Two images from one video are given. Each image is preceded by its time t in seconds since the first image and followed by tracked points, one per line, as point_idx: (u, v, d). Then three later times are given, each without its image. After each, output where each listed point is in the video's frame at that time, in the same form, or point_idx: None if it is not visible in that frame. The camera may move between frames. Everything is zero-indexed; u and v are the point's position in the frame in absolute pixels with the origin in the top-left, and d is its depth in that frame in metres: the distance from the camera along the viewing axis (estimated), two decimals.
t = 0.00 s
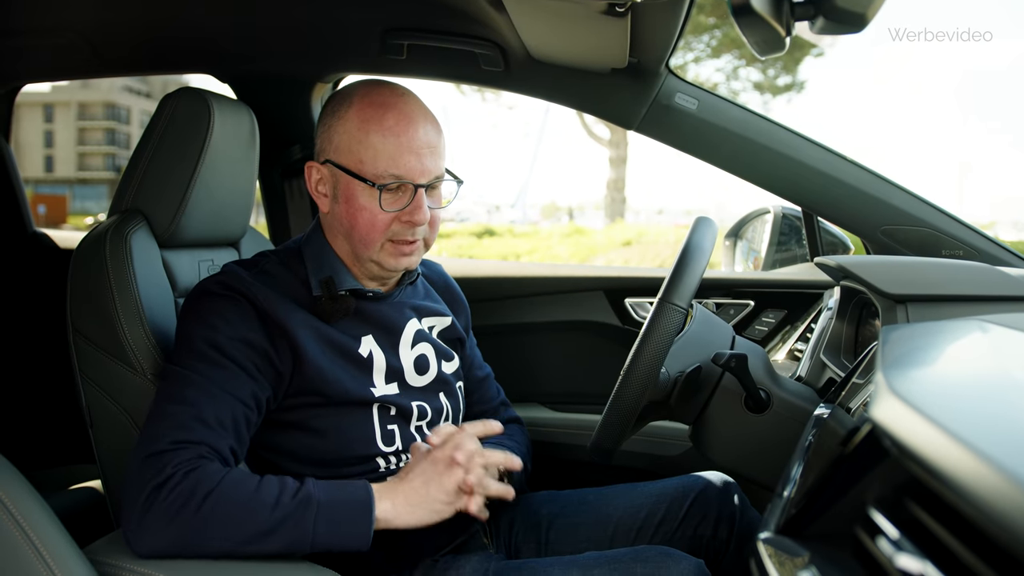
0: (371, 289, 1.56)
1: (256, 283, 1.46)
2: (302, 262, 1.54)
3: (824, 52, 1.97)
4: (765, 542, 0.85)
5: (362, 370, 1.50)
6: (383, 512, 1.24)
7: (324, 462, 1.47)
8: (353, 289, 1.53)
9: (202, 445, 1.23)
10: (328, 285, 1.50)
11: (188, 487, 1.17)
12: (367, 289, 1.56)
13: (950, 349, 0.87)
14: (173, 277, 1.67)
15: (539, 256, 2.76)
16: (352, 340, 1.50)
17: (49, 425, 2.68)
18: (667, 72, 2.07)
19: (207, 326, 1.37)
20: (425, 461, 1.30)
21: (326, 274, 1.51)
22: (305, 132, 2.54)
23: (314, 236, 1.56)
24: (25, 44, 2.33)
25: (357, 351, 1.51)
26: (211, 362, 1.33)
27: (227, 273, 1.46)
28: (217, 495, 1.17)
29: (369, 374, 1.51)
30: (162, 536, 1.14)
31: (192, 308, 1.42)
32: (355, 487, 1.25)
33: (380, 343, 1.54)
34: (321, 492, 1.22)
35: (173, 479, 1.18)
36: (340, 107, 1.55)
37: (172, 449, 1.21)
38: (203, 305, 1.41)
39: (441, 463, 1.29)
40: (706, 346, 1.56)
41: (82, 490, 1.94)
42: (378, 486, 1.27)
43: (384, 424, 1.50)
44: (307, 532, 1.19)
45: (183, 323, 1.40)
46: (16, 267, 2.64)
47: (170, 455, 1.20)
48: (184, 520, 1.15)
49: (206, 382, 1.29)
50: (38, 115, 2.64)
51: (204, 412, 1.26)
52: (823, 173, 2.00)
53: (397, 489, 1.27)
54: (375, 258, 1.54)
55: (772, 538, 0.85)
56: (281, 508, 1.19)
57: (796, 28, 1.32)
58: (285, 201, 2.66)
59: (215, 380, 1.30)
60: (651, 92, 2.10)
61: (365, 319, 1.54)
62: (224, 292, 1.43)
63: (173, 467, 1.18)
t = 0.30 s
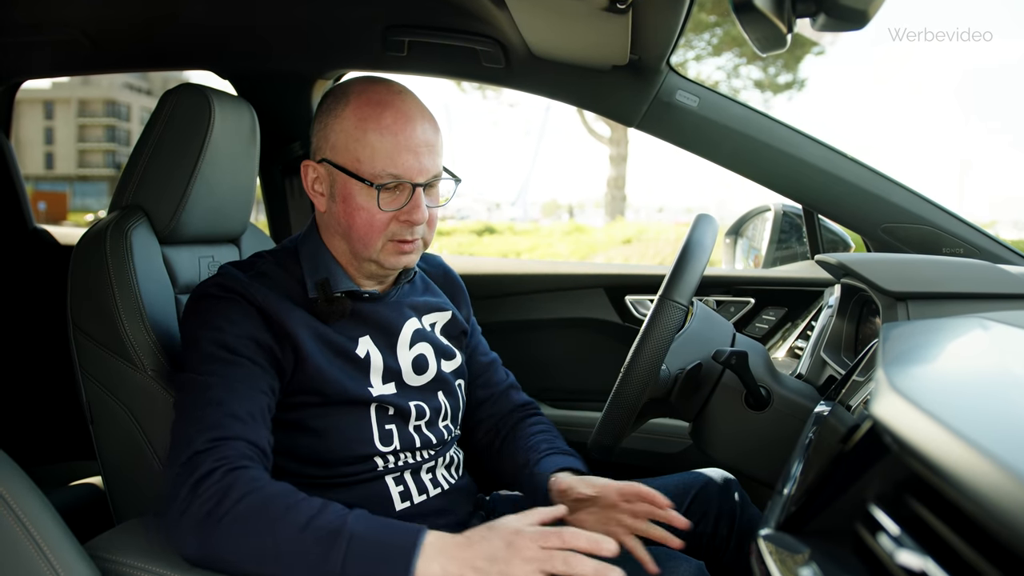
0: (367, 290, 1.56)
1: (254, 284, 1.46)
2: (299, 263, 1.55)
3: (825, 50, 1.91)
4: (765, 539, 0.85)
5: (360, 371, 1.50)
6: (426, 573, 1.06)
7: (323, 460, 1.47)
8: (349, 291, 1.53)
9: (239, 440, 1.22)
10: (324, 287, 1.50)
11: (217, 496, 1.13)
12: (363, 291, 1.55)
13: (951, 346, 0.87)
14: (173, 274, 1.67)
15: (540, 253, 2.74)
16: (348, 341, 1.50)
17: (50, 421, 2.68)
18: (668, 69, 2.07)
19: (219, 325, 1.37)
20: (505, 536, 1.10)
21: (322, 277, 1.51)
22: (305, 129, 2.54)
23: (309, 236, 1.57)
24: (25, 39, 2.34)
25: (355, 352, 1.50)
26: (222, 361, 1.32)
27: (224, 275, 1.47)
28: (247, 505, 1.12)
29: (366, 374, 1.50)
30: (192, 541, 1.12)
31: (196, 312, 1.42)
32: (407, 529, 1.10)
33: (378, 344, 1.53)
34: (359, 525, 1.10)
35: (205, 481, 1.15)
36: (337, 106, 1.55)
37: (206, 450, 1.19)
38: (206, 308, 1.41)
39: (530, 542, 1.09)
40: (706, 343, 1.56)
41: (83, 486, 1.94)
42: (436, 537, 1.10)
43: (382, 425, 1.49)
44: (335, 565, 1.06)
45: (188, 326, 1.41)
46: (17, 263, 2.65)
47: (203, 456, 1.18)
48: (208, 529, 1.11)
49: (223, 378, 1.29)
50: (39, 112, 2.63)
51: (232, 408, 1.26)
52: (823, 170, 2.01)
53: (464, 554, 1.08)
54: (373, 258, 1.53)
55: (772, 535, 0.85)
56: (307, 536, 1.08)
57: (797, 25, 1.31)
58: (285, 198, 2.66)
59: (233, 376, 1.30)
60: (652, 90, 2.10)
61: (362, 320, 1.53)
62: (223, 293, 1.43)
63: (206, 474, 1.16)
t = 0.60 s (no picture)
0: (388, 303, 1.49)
1: (277, 279, 1.39)
2: (316, 262, 1.47)
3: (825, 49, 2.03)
4: (764, 535, 0.83)
5: (373, 385, 1.46)
6: None
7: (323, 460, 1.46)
8: (367, 303, 1.46)
9: (332, 426, 1.20)
10: (343, 298, 1.42)
11: (328, 486, 1.10)
12: (382, 303, 1.50)
13: (950, 343, 0.86)
14: (172, 271, 1.67)
15: (539, 251, 2.71)
16: (365, 353, 1.45)
17: (48, 419, 2.68)
18: (668, 66, 2.06)
19: (271, 318, 1.32)
20: None
21: (341, 287, 1.43)
22: (305, 126, 2.54)
23: (329, 242, 1.47)
24: (25, 35, 2.33)
25: (369, 365, 1.45)
26: (273, 352, 1.27)
27: (249, 272, 1.39)
28: (357, 502, 1.09)
29: (378, 387, 1.47)
30: (305, 530, 1.10)
31: (222, 311, 1.35)
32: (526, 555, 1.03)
33: (392, 356, 1.49)
34: (473, 543, 1.04)
35: (311, 472, 1.12)
36: (369, 118, 1.40)
37: (303, 434, 1.17)
38: (237, 304, 1.34)
39: None
40: (705, 341, 1.56)
41: (81, 483, 1.94)
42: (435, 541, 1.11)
43: (392, 439, 1.46)
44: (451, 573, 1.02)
45: (217, 325, 1.34)
46: (16, 259, 2.64)
47: (304, 441, 1.16)
48: (321, 522, 1.09)
49: (294, 368, 1.26)
50: (38, 110, 2.62)
51: (305, 389, 1.24)
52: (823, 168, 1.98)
53: None
54: (396, 278, 1.44)
55: (772, 532, 0.83)
56: (421, 543, 1.04)
57: (798, 22, 1.31)
58: (284, 196, 2.64)
59: (290, 361, 1.27)
60: (652, 87, 2.10)
61: (378, 332, 1.49)
62: (252, 291, 1.37)
63: (316, 462, 1.13)
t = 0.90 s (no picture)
0: (413, 305, 1.41)
1: (306, 268, 1.30)
2: (342, 254, 1.38)
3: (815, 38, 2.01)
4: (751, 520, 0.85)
5: (392, 387, 1.39)
6: None
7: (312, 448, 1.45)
8: (394, 305, 1.38)
9: (392, 416, 1.15)
10: (371, 299, 1.34)
11: (397, 479, 1.06)
12: (408, 304, 1.41)
13: (936, 328, 0.87)
14: (159, 258, 1.67)
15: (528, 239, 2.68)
16: (388, 356, 1.38)
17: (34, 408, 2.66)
18: (657, 54, 2.06)
19: (309, 309, 1.24)
20: None
21: (369, 287, 1.34)
22: (294, 113, 2.53)
23: (355, 240, 1.37)
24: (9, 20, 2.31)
25: (392, 367, 1.38)
26: (316, 343, 1.20)
27: (280, 259, 1.30)
28: (431, 498, 1.04)
29: (397, 390, 1.40)
30: (370, 524, 1.04)
31: (250, 302, 1.27)
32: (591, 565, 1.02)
33: (414, 359, 1.43)
34: (550, 551, 1.01)
35: (382, 464, 1.07)
36: (415, 124, 1.27)
37: (365, 420, 1.11)
38: (269, 295, 1.26)
39: None
40: (694, 327, 1.56)
41: (68, 472, 1.93)
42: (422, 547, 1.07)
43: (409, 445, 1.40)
44: None
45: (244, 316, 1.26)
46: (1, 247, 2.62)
47: (371, 430, 1.10)
48: (390, 516, 1.03)
49: (340, 357, 1.20)
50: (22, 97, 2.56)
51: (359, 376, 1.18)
52: (812, 155, 2.00)
53: None
54: (422, 289, 1.33)
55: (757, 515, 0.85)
56: (496, 545, 1.01)
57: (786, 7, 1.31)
58: (272, 183, 2.62)
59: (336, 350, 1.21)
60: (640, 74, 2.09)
61: (403, 335, 1.41)
62: (282, 280, 1.28)
63: (384, 452, 1.08)
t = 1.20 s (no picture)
0: (403, 290, 1.40)
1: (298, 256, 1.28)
2: (332, 239, 1.37)
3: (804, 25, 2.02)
4: (740, 501, 0.85)
5: (382, 373, 1.38)
6: None
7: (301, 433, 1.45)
8: (384, 291, 1.37)
9: (376, 410, 1.17)
10: (360, 284, 1.33)
11: (376, 477, 1.07)
12: (398, 290, 1.40)
13: (924, 310, 0.87)
14: (146, 243, 1.65)
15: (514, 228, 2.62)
16: (377, 342, 1.36)
17: (22, 396, 2.64)
18: (646, 38, 2.06)
19: (298, 298, 1.23)
20: None
21: (358, 272, 1.33)
22: (281, 97, 2.51)
23: (346, 223, 1.37)
24: None
25: (381, 353, 1.37)
26: (303, 335, 1.19)
27: (271, 246, 1.29)
28: (408, 497, 1.06)
29: (385, 376, 1.38)
30: (349, 519, 1.07)
31: (239, 289, 1.26)
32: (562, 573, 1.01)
33: (404, 346, 1.42)
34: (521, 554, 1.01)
35: (360, 462, 1.08)
36: (404, 109, 1.26)
37: (346, 416, 1.12)
38: (257, 283, 1.25)
39: None
40: (680, 311, 1.56)
41: (56, 459, 1.91)
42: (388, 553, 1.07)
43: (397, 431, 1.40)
44: None
45: (234, 303, 1.25)
46: None
47: (352, 427, 1.11)
48: (368, 514, 1.05)
49: (330, 349, 1.19)
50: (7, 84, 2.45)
51: (345, 368, 1.18)
52: (799, 139, 2.02)
53: None
54: (409, 274, 1.32)
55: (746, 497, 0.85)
56: (468, 547, 1.01)
57: None
58: (260, 168, 2.61)
59: (323, 339, 1.20)
60: (630, 58, 2.09)
61: (392, 320, 1.40)
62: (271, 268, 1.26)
63: (363, 450, 1.09)
